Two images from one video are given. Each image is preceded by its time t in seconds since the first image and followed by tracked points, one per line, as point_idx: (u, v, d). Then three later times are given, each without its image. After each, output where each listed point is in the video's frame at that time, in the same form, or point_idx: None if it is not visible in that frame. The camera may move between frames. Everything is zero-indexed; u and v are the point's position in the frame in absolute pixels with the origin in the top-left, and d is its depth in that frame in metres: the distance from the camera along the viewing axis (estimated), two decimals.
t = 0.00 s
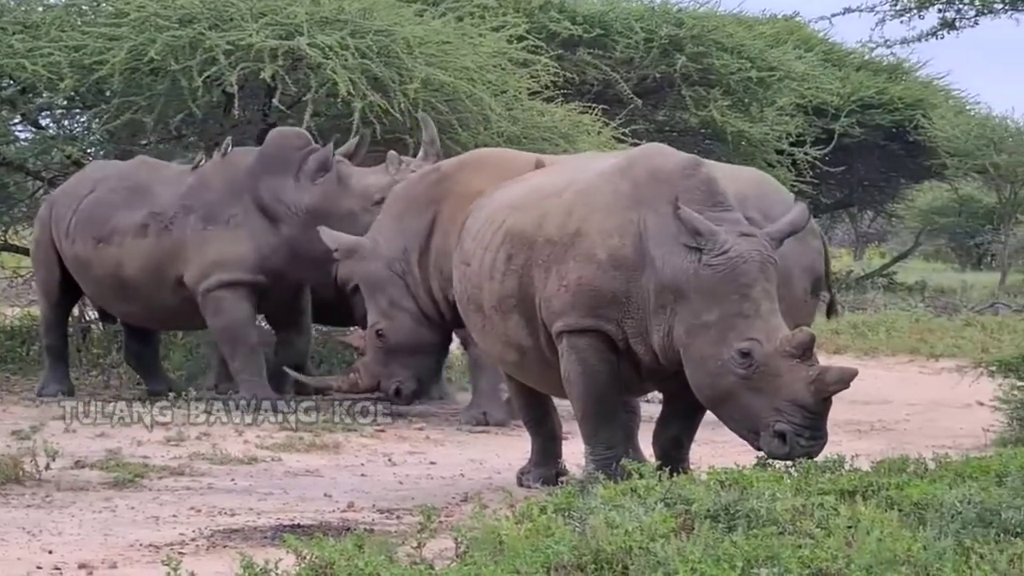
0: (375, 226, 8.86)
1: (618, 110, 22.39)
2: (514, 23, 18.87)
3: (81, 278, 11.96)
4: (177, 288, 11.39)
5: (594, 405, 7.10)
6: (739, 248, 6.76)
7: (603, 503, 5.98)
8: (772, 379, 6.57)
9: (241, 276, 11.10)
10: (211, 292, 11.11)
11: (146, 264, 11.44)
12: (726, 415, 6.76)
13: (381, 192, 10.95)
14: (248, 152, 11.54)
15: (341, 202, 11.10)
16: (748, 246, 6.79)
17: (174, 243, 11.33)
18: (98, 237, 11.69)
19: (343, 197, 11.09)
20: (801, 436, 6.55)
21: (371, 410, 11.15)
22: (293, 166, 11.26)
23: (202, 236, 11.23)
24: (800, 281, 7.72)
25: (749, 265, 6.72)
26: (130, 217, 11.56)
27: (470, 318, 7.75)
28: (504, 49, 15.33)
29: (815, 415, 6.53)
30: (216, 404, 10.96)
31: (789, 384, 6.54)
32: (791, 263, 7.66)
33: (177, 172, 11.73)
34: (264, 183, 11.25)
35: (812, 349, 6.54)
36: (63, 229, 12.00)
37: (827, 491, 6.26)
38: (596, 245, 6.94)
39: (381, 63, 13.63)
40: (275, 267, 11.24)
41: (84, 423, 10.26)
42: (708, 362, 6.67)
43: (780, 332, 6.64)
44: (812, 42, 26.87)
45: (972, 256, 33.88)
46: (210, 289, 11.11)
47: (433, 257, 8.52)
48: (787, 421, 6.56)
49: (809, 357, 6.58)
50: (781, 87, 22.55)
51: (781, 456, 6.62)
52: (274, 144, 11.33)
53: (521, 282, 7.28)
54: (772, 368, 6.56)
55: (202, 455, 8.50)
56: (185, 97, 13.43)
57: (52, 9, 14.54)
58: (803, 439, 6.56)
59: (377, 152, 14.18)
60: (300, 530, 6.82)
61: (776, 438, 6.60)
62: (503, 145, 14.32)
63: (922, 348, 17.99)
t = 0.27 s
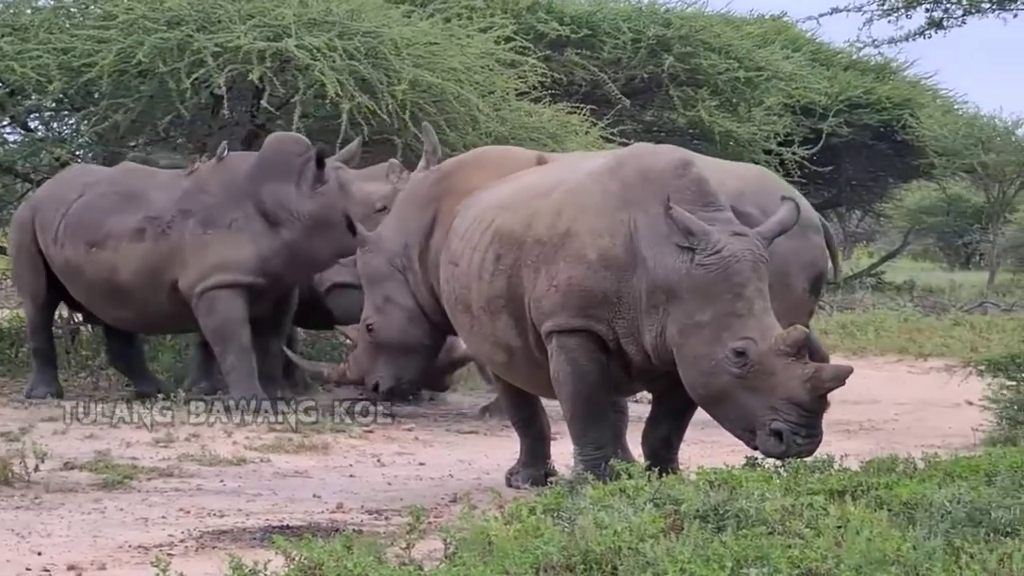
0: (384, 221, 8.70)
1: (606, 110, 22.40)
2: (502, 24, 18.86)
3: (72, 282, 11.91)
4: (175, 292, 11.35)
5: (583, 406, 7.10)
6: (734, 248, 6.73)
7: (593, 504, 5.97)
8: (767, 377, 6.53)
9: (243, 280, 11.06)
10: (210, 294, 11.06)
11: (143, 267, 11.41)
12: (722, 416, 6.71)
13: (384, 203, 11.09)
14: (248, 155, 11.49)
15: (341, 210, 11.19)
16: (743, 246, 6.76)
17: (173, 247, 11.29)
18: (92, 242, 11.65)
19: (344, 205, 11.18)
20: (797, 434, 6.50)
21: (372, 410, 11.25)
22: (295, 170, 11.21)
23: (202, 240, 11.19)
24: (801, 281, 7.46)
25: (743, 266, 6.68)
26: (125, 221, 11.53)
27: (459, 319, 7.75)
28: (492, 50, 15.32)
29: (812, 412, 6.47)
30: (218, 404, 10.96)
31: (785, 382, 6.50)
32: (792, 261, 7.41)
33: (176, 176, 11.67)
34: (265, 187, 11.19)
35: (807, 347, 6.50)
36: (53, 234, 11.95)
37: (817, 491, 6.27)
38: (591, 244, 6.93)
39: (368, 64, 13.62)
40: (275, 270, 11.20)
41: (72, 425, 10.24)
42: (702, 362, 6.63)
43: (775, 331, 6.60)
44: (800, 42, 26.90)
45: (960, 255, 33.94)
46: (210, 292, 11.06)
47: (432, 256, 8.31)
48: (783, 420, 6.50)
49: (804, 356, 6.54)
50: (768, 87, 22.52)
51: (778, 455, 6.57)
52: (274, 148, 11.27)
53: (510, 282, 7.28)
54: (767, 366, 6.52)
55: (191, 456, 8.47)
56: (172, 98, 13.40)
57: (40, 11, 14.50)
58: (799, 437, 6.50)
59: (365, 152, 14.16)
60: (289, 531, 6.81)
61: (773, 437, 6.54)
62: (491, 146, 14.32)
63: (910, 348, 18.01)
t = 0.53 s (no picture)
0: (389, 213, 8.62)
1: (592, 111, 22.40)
2: (487, 24, 18.84)
3: (54, 285, 11.87)
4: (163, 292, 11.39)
5: (569, 407, 7.10)
6: (725, 249, 6.69)
7: (578, 504, 5.97)
8: (758, 378, 6.49)
9: (231, 279, 11.16)
10: (197, 291, 11.14)
11: (131, 267, 11.42)
12: (715, 417, 6.68)
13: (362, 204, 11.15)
14: (234, 158, 11.61)
15: (322, 211, 11.29)
16: (734, 246, 6.73)
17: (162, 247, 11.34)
18: (76, 243, 11.62)
19: (325, 206, 11.27)
20: (790, 434, 6.46)
21: (371, 411, 11.37)
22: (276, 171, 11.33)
23: (192, 239, 11.28)
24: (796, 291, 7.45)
25: (734, 266, 6.64)
26: (112, 221, 11.53)
27: (445, 319, 7.76)
28: (477, 50, 15.31)
29: (805, 412, 6.43)
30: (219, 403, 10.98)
31: (777, 382, 6.46)
32: (786, 271, 7.39)
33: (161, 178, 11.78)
34: (252, 189, 11.32)
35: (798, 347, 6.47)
36: (34, 235, 11.90)
37: (802, 493, 6.28)
38: (581, 245, 6.92)
39: (353, 64, 13.59)
40: (261, 271, 11.29)
41: (56, 426, 10.21)
42: (694, 363, 6.60)
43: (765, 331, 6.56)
44: (785, 43, 26.92)
45: (945, 256, 34.04)
46: (197, 290, 11.14)
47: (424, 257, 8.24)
48: (776, 420, 6.46)
49: (795, 356, 6.52)
50: (753, 89, 22.45)
51: (772, 455, 6.51)
52: (259, 149, 11.38)
53: (496, 282, 7.28)
54: (758, 367, 6.48)
55: (175, 457, 8.45)
56: (157, 98, 13.37)
57: (24, 11, 14.43)
58: (792, 437, 6.46)
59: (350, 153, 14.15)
60: (274, 532, 6.80)
61: (766, 437, 6.50)
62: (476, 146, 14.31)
63: (895, 349, 18.05)
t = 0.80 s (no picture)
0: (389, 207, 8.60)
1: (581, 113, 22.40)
2: (476, 26, 18.84)
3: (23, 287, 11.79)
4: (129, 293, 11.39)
5: (560, 409, 7.10)
6: (717, 250, 6.70)
7: (567, 506, 5.97)
8: (752, 378, 6.49)
9: (192, 282, 11.27)
10: (158, 292, 11.21)
11: (100, 267, 11.38)
12: (708, 418, 6.66)
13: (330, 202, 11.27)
14: (202, 158, 11.67)
15: (290, 210, 11.38)
16: (725, 248, 6.74)
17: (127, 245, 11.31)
18: (47, 244, 11.55)
19: (294, 204, 11.37)
20: (785, 434, 6.46)
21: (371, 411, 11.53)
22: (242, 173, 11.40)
23: (158, 239, 11.30)
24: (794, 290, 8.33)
25: (726, 267, 6.65)
26: (82, 221, 11.49)
27: (434, 321, 7.76)
28: (465, 52, 15.31)
29: (798, 413, 6.45)
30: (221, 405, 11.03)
31: (771, 382, 6.46)
32: (789, 271, 8.26)
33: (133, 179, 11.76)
34: (218, 191, 11.40)
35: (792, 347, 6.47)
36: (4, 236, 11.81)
37: (791, 495, 6.30)
38: (568, 246, 6.93)
39: (340, 66, 13.58)
40: (227, 273, 11.39)
41: (45, 428, 10.19)
42: (688, 364, 6.58)
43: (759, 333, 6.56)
44: (774, 46, 26.95)
45: (934, 258, 34.11)
46: (157, 291, 11.21)
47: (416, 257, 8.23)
48: (771, 420, 6.46)
49: (788, 356, 6.53)
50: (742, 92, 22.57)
51: (766, 455, 6.51)
52: (227, 150, 11.49)
53: (487, 284, 7.28)
54: (753, 367, 6.48)
55: (165, 459, 8.44)
56: (145, 99, 13.35)
57: (12, 13, 14.40)
58: (787, 438, 6.46)
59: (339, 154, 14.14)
60: (263, 534, 6.79)
61: (760, 437, 6.49)
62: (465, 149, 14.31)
63: (884, 351, 18.07)
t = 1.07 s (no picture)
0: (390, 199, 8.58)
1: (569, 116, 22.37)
2: (465, 29, 18.82)
3: None
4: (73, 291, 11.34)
5: (547, 413, 7.08)
6: (707, 253, 6.70)
7: (552, 510, 5.96)
8: (742, 382, 6.46)
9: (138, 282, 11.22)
10: (103, 292, 11.18)
11: (45, 265, 11.34)
12: (699, 421, 6.64)
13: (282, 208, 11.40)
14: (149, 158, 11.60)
15: (239, 213, 11.42)
16: (714, 252, 6.73)
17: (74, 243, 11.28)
18: None
19: (243, 208, 11.42)
20: (774, 437, 6.41)
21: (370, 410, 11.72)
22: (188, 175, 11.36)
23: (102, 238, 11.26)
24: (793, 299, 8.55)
25: (715, 270, 6.65)
26: (29, 219, 11.45)
27: (422, 324, 7.75)
28: (454, 55, 15.30)
29: (789, 415, 6.40)
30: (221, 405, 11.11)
31: (761, 386, 6.43)
32: (790, 283, 8.51)
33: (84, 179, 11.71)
34: (165, 191, 11.35)
35: (781, 350, 6.45)
36: None
37: (777, 499, 6.30)
38: (555, 249, 6.93)
39: (328, 66, 13.56)
40: (170, 273, 11.33)
41: (30, 428, 10.17)
42: (678, 368, 6.57)
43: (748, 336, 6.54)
44: (763, 51, 26.97)
45: (921, 264, 34.17)
46: (103, 290, 11.19)
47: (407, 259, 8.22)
48: (760, 424, 6.42)
49: (778, 359, 6.49)
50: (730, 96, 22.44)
51: (756, 458, 6.47)
52: (175, 150, 11.47)
53: (474, 288, 7.27)
54: (742, 371, 6.46)
55: (150, 461, 8.42)
56: (131, 98, 13.31)
57: None
58: (776, 441, 6.41)
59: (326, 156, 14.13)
60: (248, 536, 6.77)
61: (750, 440, 6.46)
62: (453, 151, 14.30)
63: (871, 357, 18.09)
